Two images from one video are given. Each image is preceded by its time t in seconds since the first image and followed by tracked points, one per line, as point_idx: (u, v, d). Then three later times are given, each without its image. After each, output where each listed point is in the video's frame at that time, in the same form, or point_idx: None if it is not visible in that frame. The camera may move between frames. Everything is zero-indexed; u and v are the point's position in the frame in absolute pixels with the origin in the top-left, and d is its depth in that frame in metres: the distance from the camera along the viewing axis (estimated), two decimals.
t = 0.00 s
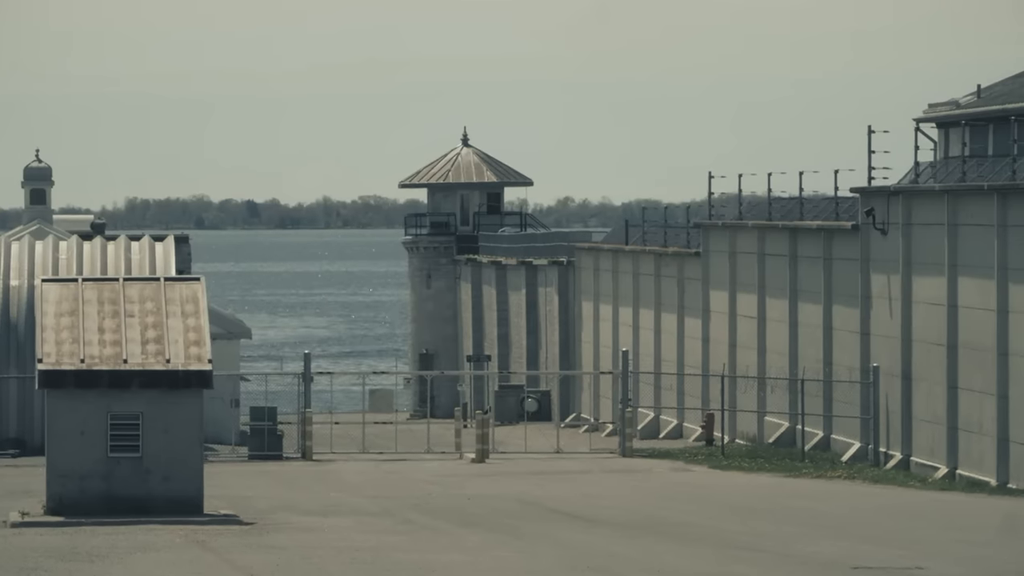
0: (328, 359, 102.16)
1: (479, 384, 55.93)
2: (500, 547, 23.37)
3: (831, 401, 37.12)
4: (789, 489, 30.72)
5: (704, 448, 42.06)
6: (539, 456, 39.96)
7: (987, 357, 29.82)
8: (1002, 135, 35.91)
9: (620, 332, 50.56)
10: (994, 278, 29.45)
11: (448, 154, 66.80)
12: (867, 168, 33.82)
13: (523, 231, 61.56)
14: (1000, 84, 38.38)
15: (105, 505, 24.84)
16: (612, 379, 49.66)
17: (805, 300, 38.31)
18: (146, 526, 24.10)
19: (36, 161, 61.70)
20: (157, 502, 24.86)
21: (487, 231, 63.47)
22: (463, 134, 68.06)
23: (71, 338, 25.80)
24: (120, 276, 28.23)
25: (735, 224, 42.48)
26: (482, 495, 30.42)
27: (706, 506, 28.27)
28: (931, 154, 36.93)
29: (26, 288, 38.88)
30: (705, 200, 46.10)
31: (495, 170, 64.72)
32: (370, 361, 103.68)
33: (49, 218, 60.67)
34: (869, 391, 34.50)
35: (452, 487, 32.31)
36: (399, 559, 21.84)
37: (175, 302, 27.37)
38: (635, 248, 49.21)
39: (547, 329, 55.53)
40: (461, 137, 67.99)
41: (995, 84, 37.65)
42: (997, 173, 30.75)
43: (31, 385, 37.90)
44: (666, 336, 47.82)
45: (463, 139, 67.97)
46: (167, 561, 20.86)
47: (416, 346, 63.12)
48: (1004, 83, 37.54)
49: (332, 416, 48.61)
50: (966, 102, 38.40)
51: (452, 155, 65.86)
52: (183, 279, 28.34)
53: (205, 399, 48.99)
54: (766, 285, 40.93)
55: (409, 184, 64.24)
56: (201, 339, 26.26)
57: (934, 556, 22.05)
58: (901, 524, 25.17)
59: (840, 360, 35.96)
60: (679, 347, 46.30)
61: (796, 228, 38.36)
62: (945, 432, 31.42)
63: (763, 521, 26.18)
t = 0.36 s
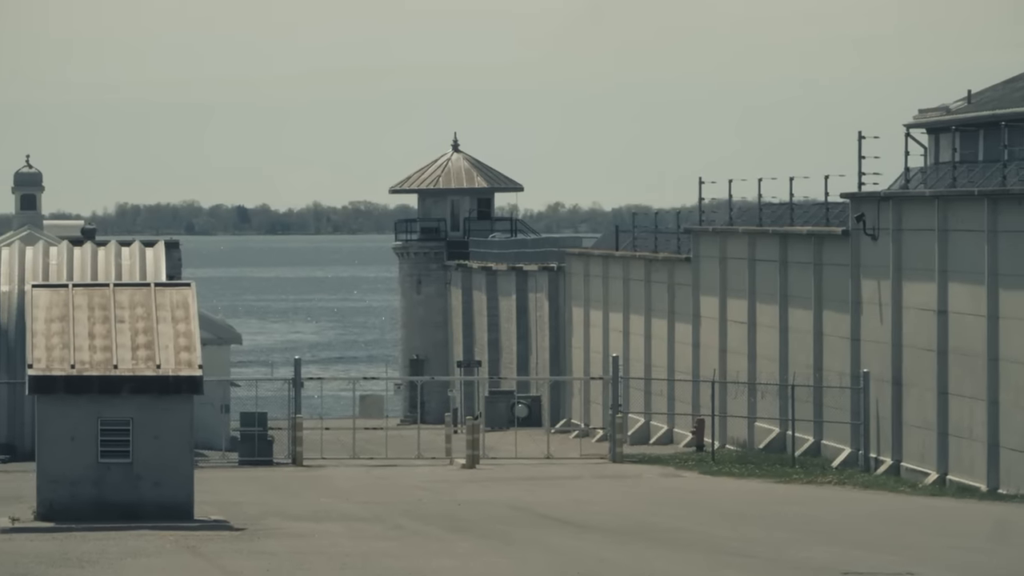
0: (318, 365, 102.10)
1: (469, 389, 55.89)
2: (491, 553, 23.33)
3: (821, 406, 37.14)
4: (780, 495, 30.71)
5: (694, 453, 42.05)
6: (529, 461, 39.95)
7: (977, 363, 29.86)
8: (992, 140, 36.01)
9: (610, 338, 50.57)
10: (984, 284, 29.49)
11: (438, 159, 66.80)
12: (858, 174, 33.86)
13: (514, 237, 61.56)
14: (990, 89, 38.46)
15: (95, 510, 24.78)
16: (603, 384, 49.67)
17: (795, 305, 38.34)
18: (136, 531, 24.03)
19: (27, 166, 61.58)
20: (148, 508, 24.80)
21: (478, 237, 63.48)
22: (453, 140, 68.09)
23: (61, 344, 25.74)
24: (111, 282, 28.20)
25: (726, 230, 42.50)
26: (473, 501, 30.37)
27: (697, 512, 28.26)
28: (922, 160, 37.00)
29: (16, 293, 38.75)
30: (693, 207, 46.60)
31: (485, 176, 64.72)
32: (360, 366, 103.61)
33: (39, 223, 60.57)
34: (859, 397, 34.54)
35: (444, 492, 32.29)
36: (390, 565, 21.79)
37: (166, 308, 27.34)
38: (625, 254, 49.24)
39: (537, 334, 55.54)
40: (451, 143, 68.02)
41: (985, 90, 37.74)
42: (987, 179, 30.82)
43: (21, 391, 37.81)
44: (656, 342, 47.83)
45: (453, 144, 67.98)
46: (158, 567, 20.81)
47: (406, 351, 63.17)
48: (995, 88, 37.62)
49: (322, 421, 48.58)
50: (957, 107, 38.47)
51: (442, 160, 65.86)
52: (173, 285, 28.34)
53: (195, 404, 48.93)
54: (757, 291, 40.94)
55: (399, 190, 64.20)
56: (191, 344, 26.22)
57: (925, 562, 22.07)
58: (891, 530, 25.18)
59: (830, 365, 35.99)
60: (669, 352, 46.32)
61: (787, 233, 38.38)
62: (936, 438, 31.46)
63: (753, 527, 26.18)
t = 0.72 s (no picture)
0: (307, 371, 101.96)
1: (458, 395, 55.88)
2: (480, 559, 23.29)
3: (811, 412, 37.15)
4: (769, 500, 30.70)
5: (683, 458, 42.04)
6: (518, 466, 39.88)
7: (966, 368, 29.90)
8: (981, 146, 36.08)
9: (600, 343, 50.55)
10: (974, 289, 29.53)
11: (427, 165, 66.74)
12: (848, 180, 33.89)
13: (503, 243, 61.57)
14: (980, 95, 38.53)
15: (84, 516, 24.68)
16: (592, 391, 49.66)
17: (785, 311, 38.37)
18: (124, 537, 23.94)
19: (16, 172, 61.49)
20: (137, 514, 24.69)
21: (467, 243, 63.46)
22: (443, 146, 68.09)
23: (50, 350, 25.71)
24: (100, 288, 28.19)
25: (715, 236, 42.51)
26: (462, 507, 30.34)
27: (686, 518, 28.24)
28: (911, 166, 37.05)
29: (5, 299, 38.68)
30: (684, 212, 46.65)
31: (474, 182, 64.71)
32: (350, 372, 103.49)
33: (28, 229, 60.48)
34: (848, 402, 34.56)
35: (432, 497, 32.23)
36: (378, 571, 21.75)
37: (155, 314, 27.31)
38: (614, 259, 49.25)
39: (527, 340, 55.52)
40: (440, 149, 68.02)
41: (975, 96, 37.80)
42: (977, 185, 30.87)
43: (9, 397, 37.72)
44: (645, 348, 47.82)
45: (443, 150, 67.98)
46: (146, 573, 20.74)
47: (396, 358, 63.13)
48: (985, 94, 37.68)
49: (311, 427, 48.51)
50: (946, 113, 38.55)
51: (431, 166, 65.85)
52: (163, 291, 28.31)
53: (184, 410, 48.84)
54: (746, 296, 40.95)
55: (388, 197, 64.15)
56: (181, 350, 26.18)
57: (914, 568, 22.07)
58: (880, 535, 25.18)
59: (820, 371, 36.01)
60: (659, 358, 46.31)
61: (776, 239, 38.40)
62: (925, 444, 31.48)
63: (742, 532, 26.17)
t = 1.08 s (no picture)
0: (294, 377, 101.80)
1: (446, 401, 55.84)
2: (468, 565, 23.27)
3: (799, 418, 37.18)
4: (756, 506, 30.72)
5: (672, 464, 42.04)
6: (506, 472, 39.86)
7: (954, 374, 29.96)
8: (969, 152, 36.17)
9: (588, 350, 50.55)
10: (962, 295, 29.58)
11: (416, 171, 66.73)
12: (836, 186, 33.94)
13: (491, 249, 61.58)
14: (968, 101, 38.61)
15: (73, 522, 24.63)
16: (581, 397, 49.65)
17: (773, 317, 38.40)
18: (113, 543, 23.89)
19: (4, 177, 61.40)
20: (125, 520, 24.65)
21: (455, 249, 63.45)
22: (431, 152, 68.10)
23: (38, 356, 25.66)
24: (88, 294, 28.18)
25: (703, 242, 42.55)
26: (450, 513, 30.31)
27: (675, 524, 28.24)
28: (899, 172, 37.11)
29: None
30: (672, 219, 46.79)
31: (463, 188, 64.71)
32: (338, 378, 103.33)
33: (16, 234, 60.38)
34: (836, 409, 34.58)
35: (420, 503, 32.20)
36: None
37: (143, 319, 27.29)
38: (602, 265, 49.27)
39: (515, 346, 55.51)
40: (429, 154, 68.03)
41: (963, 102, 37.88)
42: (965, 191, 30.93)
43: None
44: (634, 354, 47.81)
45: (431, 156, 67.99)
46: None
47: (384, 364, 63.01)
48: (973, 100, 37.76)
49: (299, 433, 48.46)
50: (934, 119, 38.62)
51: (419, 172, 65.84)
52: (151, 297, 28.30)
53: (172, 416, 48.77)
54: (734, 302, 40.98)
55: (376, 202, 64.14)
56: (169, 355, 26.14)
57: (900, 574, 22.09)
58: (868, 541, 25.20)
59: (808, 378, 36.04)
60: (647, 364, 46.32)
61: (764, 245, 38.44)
62: (913, 450, 31.52)
63: (730, 538, 26.17)
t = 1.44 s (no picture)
0: (282, 384, 101.64)
1: (434, 408, 55.80)
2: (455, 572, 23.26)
3: (786, 425, 37.21)
4: (743, 513, 30.73)
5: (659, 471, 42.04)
6: (493, 479, 39.85)
7: (942, 381, 30.01)
8: (957, 158, 36.25)
9: (575, 357, 50.55)
10: (949, 302, 29.64)
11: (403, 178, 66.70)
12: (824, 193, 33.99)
13: (478, 255, 61.56)
14: (956, 108, 38.69)
15: (60, 529, 24.57)
16: (569, 404, 49.65)
17: (760, 324, 38.44)
18: (101, 550, 23.84)
19: None
20: (112, 527, 24.59)
21: (443, 256, 63.43)
22: (418, 159, 68.09)
23: (26, 362, 25.62)
24: (76, 301, 28.15)
25: (691, 249, 42.57)
26: (438, 520, 30.29)
27: (663, 531, 28.24)
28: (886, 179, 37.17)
29: None
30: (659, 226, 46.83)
31: (450, 195, 64.70)
32: (326, 385, 103.21)
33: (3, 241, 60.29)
34: (824, 415, 34.62)
35: (408, 509, 32.17)
36: None
37: (131, 326, 27.26)
38: (590, 272, 49.27)
39: (503, 353, 55.49)
40: (416, 161, 68.01)
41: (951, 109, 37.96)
42: (953, 198, 30.98)
43: None
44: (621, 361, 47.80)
45: (419, 163, 67.98)
46: None
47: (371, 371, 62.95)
48: (961, 107, 37.84)
49: (287, 441, 48.42)
50: (921, 126, 38.69)
51: (407, 179, 65.83)
52: (139, 304, 28.27)
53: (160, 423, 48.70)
54: (722, 309, 41.01)
55: (364, 209, 64.11)
56: (156, 362, 26.09)
57: None
58: (855, 548, 25.23)
59: (795, 385, 36.08)
60: (634, 371, 46.33)
61: (751, 252, 38.47)
62: (901, 456, 31.56)
63: (718, 545, 26.18)
